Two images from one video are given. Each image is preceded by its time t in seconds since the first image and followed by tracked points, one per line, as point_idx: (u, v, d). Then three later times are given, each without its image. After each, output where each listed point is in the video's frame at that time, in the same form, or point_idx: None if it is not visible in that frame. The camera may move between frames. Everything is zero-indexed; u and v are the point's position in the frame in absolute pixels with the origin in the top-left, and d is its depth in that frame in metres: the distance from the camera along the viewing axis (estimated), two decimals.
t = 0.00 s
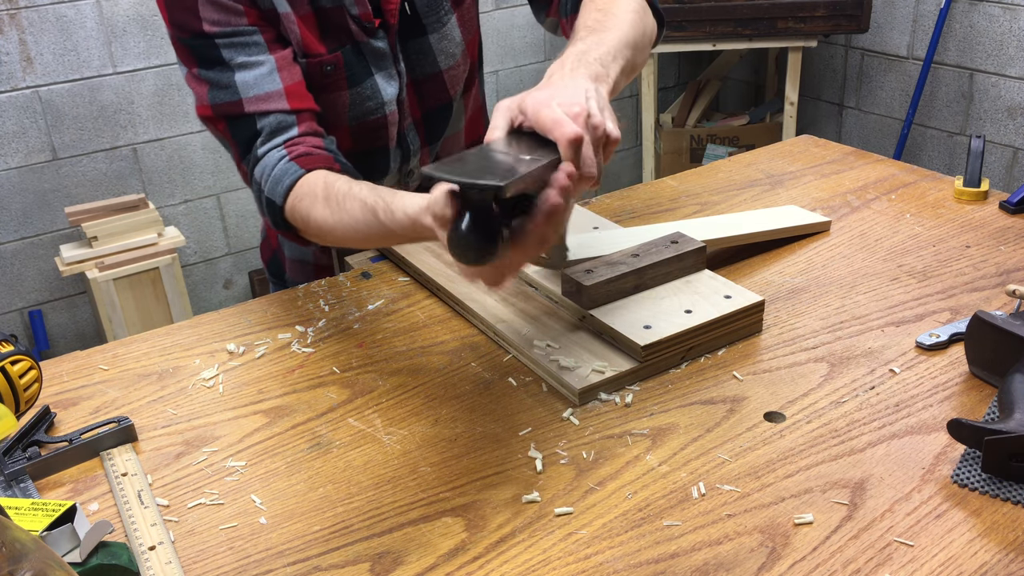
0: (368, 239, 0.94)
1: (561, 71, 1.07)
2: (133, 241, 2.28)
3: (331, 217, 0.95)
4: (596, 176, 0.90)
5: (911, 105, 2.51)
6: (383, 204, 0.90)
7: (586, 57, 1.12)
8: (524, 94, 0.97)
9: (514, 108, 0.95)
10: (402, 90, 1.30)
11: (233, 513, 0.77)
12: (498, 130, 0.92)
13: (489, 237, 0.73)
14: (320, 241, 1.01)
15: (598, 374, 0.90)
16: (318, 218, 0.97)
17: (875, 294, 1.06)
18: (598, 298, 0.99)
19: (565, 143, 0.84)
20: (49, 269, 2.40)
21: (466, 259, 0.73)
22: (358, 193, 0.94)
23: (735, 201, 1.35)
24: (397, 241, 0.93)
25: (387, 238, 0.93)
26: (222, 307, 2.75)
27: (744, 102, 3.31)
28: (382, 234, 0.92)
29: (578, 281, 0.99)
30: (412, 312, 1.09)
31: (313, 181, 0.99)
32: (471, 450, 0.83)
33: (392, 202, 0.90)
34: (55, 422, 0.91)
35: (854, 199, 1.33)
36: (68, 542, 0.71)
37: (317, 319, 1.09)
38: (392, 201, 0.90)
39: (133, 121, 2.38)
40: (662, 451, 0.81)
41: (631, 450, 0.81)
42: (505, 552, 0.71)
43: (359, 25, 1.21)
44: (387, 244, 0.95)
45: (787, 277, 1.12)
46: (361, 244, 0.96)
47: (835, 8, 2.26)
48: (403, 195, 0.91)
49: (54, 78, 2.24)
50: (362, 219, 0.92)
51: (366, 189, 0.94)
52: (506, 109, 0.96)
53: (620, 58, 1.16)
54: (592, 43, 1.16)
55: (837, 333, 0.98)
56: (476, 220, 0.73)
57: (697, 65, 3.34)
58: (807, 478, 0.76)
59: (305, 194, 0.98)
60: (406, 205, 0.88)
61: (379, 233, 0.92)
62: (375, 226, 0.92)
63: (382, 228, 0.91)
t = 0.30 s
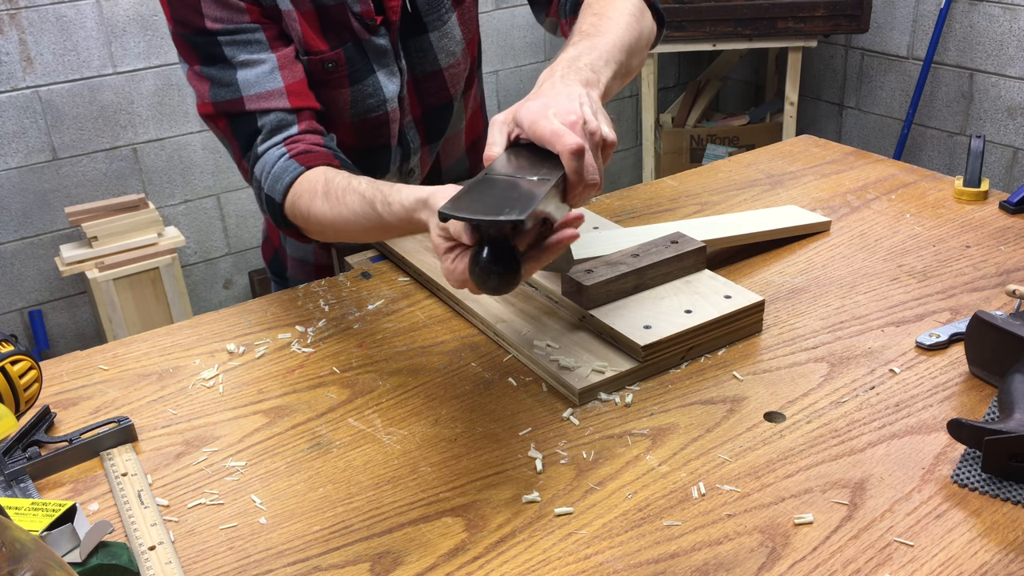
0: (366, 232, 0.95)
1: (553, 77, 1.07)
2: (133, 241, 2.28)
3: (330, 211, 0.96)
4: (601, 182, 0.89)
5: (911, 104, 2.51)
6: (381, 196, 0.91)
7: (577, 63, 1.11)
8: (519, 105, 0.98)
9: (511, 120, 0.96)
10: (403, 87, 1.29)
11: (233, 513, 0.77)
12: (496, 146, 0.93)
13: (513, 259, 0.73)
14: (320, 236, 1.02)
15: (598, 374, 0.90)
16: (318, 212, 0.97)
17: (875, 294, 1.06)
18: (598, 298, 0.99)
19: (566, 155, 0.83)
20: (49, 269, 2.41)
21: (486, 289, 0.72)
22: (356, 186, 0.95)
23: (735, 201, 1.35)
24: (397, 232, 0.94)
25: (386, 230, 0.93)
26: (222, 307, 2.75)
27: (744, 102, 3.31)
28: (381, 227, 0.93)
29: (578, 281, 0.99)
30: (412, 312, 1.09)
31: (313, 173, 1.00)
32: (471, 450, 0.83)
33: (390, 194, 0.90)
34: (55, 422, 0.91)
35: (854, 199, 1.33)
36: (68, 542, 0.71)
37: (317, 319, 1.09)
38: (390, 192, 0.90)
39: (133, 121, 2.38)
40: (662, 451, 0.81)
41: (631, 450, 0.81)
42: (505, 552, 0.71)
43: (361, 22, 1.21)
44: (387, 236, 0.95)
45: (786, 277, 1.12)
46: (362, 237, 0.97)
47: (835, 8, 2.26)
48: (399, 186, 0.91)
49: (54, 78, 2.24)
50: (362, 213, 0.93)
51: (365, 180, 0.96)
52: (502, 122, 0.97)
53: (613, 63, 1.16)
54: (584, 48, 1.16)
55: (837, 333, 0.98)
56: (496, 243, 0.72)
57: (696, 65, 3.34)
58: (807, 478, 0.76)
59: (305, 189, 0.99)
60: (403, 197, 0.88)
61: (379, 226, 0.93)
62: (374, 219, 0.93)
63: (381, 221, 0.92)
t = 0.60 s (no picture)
0: (361, 232, 0.95)
1: (554, 81, 1.07)
2: (133, 241, 2.28)
3: (328, 215, 0.96)
4: (600, 182, 0.90)
5: (911, 104, 2.51)
6: (376, 202, 0.91)
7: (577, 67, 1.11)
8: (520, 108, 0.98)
9: (511, 124, 0.97)
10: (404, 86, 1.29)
11: (233, 513, 0.77)
12: (497, 149, 0.94)
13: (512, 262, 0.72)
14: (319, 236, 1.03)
15: (598, 374, 0.90)
16: (315, 217, 0.98)
17: (875, 294, 1.06)
18: (598, 298, 0.99)
19: (566, 159, 0.82)
20: (49, 269, 2.41)
21: (486, 289, 0.73)
22: (352, 190, 0.95)
23: (735, 201, 1.35)
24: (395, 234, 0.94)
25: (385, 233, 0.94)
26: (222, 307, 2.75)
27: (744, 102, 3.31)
28: (379, 230, 0.93)
29: (578, 281, 0.99)
30: (412, 312, 1.09)
31: (311, 173, 1.01)
32: (472, 450, 0.83)
33: (385, 199, 0.90)
34: (55, 422, 0.91)
35: (854, 199, 1.33)
36: (68, 542, 0.71)
37: (317, 319, 1.09)
38: (385, 198, 0.90)
39: (133, 121, 2.38)
40: (662, 451, 0.81)
41: (631, 450, 0.81)
42: (505, 552, 0.71)
43: (363, 21, 1.20)
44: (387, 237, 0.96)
45: (787, 277, 1.12)
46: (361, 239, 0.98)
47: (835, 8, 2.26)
48: (393, 190, 0.91)
49: (54, 78, 2.24)
50: (359, 218, 0.93)
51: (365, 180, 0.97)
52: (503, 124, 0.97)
53: (613, 67, 1.16)
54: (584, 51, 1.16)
55: (837, 333, 0.98)
56: (492, 246, 0.71)
57: (696, 65, 3.34)
58: (807, 478, 0.76)
59: (302, 194, 1.00)
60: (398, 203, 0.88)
61: (377, 229, 0.94)
62: (372, 223, 0.93)
63: (379, 226, 0.92)
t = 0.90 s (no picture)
0: (354, 245, 0.96)
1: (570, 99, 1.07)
2: (133, 241, 2.28)
3: (317, 222, 0.96)
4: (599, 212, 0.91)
5: (911, 104, 2.51)
6: (367, 217, 0.90)
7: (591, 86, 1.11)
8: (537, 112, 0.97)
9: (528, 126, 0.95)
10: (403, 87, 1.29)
11: (233, 513, 0.77)
12: (511, 147, 0.93)
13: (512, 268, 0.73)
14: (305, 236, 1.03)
15: (598, 374, 0.90)
16: (304, 221, 0.97)
17: (875, 294, 1.06)
18: (598, 298, 0.99)
19: (582, 180, 0.83)
20: (49, 269, 2.41)
21: (482, 288, 0.73)
22: (345, 201, 0.94)
23: (735, 201, 1.35)
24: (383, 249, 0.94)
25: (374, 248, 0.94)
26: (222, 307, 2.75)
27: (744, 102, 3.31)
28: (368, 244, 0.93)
29: (578, 281, 0.99)
30: (412, 312, 1.09)
31: (304, 178, 1.00)
32: (472, 450, 0.83)
33: (377, 216, 0.90)
34: (55, 422, 0.91)
35: (854, 199, 1.33)
36: (68, 542, 0.71)
37: (318, 319, 1.09)
38: (377, 215, 0.90)
39: (133, 121, 2.38)
40: (662, 451, 0.81)
41: (631, 450, 0.81)
42: (506, 552, 0.71)
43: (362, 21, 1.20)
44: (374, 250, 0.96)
45: (787, 277, 1.12)
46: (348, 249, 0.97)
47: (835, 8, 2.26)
48: (387, 207, 0.90)
49: (54, 78, 2.24)
50: (348, 232, 0.93)
51: (359, 189, 0.95)
52: (521, 125, 0.95)
53: (624, 87, 1.16)
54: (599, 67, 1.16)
55: (837, 333, 0.98)
56: (499, 247, 0.72)
57: (697, 65, 3.34)
58: (807, 478, 0.76)
59: (295, 197, 0.99)
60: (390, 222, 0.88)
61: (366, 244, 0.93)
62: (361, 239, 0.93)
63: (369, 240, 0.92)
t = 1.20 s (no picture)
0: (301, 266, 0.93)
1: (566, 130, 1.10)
2: (133, 241, 2.28)
3: (269, 237, 0.94)
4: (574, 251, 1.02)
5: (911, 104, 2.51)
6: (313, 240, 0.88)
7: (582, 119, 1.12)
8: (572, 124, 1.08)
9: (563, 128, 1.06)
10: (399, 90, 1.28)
11: (233, 513, 0.77)
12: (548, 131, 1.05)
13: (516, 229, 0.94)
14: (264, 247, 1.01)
15: (598, 374, 0.90)
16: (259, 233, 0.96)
17: (875, 294, 1.06)
18: (598, 298, 0.99)
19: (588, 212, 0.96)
20: (48, 269, 2.40)
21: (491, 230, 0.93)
22: (298, 219, 0.92)
23: (735, 201, 1.35)
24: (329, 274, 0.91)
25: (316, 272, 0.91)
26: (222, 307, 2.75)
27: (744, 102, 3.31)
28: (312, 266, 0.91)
29: (578, 281, 0.99)
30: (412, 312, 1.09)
31: (267, 190, 0.98)
32: (472, 450, 0.83)
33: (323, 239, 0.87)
34: (55, 422, 0.91)
35: (854, 199, 1.33)
36: (68, 542, 0.71)
37: (317, 319, 1.09)
38: (323, 239, 0.87)
39: (133, 121, 2.38)
40: (662, 451, 0.81)
41: (631, 450, 0.81)
42: (505, 552, 0.71)
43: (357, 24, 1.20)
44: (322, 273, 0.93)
45: (787, 277, 1.12)
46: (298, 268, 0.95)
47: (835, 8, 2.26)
48: (337, 233, 0.88)
49: (54, 78, 2.24)
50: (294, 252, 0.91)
51: (314, 210, 0.93)
52: (568, 123, 1.06)
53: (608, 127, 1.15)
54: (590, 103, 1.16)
55: (837, 333, 0.98)
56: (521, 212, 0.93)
57: (696, 65, 3.34)
58: (807, 478, 0.76)
59: (255, 207, 0.97)
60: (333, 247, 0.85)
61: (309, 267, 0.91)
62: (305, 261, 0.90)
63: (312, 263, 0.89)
